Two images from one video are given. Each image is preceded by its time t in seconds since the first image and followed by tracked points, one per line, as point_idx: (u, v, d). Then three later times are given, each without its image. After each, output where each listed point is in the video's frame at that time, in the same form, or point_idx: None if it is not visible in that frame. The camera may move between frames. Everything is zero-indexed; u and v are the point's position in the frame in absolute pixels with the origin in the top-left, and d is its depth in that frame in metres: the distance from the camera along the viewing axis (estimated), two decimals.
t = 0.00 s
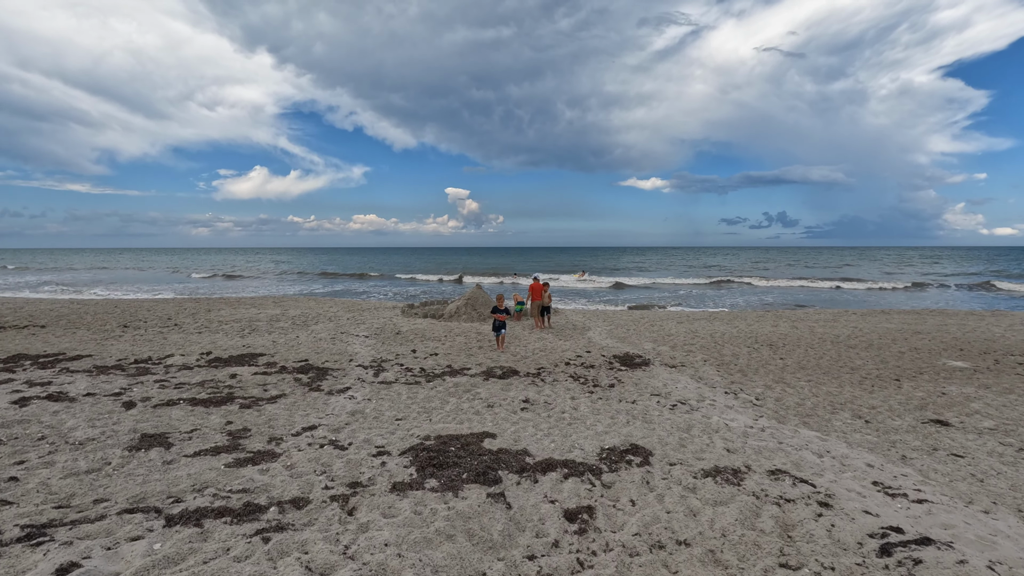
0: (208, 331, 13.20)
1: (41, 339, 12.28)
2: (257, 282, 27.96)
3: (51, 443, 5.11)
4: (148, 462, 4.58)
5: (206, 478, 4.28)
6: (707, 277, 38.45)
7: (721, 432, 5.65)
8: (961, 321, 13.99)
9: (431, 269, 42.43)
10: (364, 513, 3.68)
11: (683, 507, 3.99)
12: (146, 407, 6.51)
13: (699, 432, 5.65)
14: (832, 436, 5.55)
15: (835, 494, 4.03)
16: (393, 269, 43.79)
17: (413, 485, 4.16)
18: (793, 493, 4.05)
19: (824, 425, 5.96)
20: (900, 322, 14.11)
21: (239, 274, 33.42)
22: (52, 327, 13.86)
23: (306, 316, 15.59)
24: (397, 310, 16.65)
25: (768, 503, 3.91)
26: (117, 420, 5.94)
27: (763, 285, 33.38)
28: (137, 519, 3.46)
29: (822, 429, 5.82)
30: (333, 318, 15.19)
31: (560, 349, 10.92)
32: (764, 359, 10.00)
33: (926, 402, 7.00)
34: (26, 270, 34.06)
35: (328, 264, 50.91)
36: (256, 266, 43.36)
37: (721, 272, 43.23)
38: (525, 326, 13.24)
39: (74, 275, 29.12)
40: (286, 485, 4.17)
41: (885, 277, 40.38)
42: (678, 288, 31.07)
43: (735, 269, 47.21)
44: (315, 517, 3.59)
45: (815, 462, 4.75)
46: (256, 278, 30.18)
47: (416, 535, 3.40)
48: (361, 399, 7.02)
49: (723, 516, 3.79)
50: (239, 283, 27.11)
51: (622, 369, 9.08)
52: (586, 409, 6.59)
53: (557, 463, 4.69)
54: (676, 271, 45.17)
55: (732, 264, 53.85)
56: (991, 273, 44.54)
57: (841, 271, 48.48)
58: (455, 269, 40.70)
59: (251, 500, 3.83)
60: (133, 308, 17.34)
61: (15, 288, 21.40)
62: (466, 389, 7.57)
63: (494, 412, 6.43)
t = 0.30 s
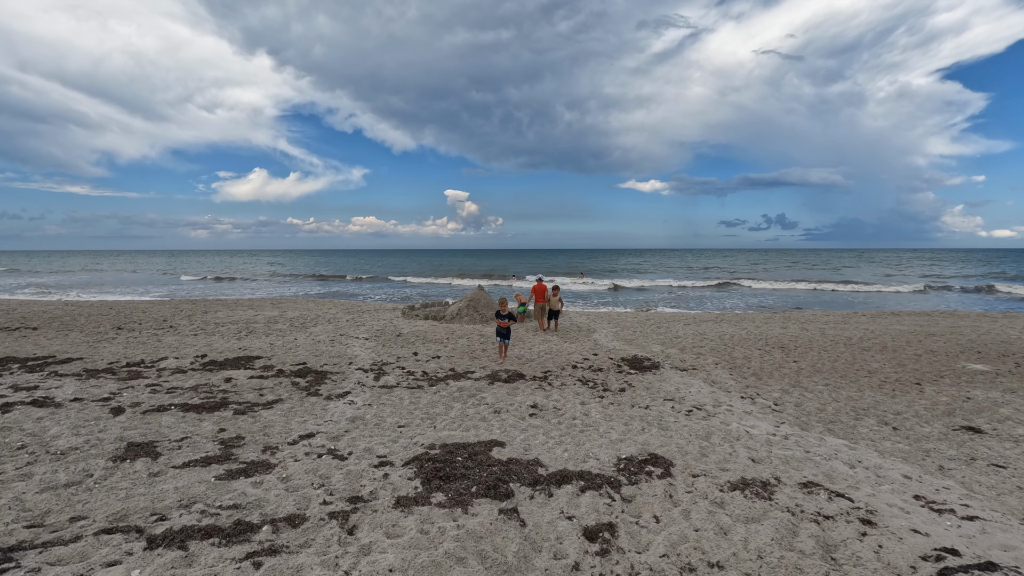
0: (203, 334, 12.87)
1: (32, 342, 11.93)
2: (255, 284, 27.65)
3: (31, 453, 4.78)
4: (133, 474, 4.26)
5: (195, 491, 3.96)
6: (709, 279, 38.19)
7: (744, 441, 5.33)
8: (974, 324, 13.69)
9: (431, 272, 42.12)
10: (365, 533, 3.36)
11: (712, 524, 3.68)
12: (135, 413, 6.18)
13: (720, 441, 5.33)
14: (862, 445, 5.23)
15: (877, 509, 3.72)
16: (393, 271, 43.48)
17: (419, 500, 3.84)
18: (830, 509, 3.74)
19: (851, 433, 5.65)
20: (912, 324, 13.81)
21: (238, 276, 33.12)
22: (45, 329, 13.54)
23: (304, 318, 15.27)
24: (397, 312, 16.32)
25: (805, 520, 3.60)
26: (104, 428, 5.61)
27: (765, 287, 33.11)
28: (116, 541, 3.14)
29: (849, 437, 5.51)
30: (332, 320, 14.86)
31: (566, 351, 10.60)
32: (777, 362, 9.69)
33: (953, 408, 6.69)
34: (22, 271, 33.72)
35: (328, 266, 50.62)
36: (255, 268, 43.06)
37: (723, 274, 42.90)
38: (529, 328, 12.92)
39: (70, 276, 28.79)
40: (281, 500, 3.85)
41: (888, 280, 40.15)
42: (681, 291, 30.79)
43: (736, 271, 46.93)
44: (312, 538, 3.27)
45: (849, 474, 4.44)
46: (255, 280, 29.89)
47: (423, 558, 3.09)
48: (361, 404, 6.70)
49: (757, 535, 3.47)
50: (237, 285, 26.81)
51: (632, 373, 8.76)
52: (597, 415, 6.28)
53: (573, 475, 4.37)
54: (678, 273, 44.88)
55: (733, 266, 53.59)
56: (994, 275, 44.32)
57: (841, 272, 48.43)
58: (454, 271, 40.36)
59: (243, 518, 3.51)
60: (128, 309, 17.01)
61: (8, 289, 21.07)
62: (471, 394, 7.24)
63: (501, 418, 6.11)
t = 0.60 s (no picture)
0: (203, 335, 12.57)
1: (27, 343, 11.65)
2: (256, 284, 27.38)
3: (15, 465, 4.47)
4: (122, 490, 3.95)
5: (188, 510, 3.65)
6: (714, 280, 37.79)
7: (775, 452, 5.01)
8: (992, 325, 13.35)
9: (433, 272, 41.81)
10: (375, 560, 3.05)
11: (754, 547, 3.36)
12: (129, 421, 5.87)
13: (749, 452, 5.01)
14: (900, 457, 4.91)
15: (934, 533, 3.40)
16: (395, 272, 43.21)
17: (432, 520, 3.53)
18: (883, 532, 3.42)
19: (887, 443, 5.32)
20: (928, 326, 13.46)
21: (240, 276, 32.88)
22: (41, 330, 13.25)
23: (306, 319, 14.96)
24: (401, 313, 16.02)
25: (857, 544, 3.28)
26: (94, 436, 5.30)
27: (771, 288, 32.72)
28: (98, 570, 2.83)
29: (886, 448, 5.18)
30: (335, 321, 14.55)
31: (576, 354, 10.28)
32: (795, 365, 9.37)
33: (989, 415, 6.36)
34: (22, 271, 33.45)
35: (330, 266, 50.35)
36: (256, 269, 42.86)
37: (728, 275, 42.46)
38: (536, 330, 12.60)
39: (70, 276, 28.56)
40: (282, 520, 3.54)
41: (894, 280, 39.75)
42: (686, 292, 30.40)
43: (741, 271, 46.53)
44: (316, 566, 2.95)
45: (894, 490, 4.12)
46: (257, 280, 29.57)
47: None
48: (366, 411, 6.38)
49: (806, 561, 3.15)
50: (238, 285, 26.56)
51: (647, 377, 8.43)
52: (615, 423, 5.96)
53: (596, 491, 4.06)
54: (681, 274, 44.51)
55: (738, 267, 53.17)
56: (1000, 275, 43.97)
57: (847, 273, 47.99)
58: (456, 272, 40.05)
59: (240, 542, 3.20)
60: (127, 310, 16.72)
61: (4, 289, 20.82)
62: (481, 400, 6.93)
63: (514, 426, 5.79)
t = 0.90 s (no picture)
0: (200, 334, 12.28)
1: (19, 343, 11.35)
2: (255, 284, 27.03)
3: None
4: (108, 502, 3.67)
5: (178, 524, 3.37)
6: (717, 280, 37.45)
7: (803, 459, 4.73)
8: (1006, 324, 13.07)
9: (433, 271, 41.52)
10: None
11: (794, 566, 3.08)
12: (119, 425, 5.58)
13: (776, 459, 4.72)
14: (937, 464, 4.63)
15: (991, 553, 3.12)
16: (395, 271, 42.88)
17: (443, 537, 3.25)
18: (935, 551, 3.14)
19: (919, 449, 5.05)
20: (941, 325, 13.18)
21: (238, 275, 32.52)
22: (34, 330, 12.94)
23: (305, 318, 14.65)
24: (402, 312, 15.74)
25: (908, 565, 3.01)
26: (82, 442, 5.01)
27: (775, 288, 32.40)
28: None
29: (919, 454, 4.90)
30: (335, 320, 14.24)
31: (583, 354, 9.99)
32: (809, 365, 9.09)
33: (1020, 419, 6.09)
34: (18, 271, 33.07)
35: (329, 265, 49.98)
36: (256, 268, 42.54)
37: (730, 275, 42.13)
38: (541, 329, 12.32)
39: (67, 276, 28.19)
40: (280, 536, 3.26)
41: (897, 280, 39.47)
42: (689, 292, 30.10)
43: (743, 271, 46.24)
44: None
45: (938, 502, 3.84)
46: (256, 279, 29.21)
47: None
48: (368, 414, 6.09)
49: None
50: (237, 284, 26.24)
51: (658, 378, 8.15)
52: (630, 427, 5.68)
53: (618, 502, 3.77)
54: (683, 273, 44.15)
55: (739, 266, 52.87)
56: (1003, 275, 43.72)
57: (850, 272, 47.69)
58: (457, 271, 39.74)
59: (234, 563, 2.92)
60: (123, 309, 16.40)
61: None
62: (488, 402, 6.64)
63: (524, 430, 5.51)
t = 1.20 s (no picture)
0: (193, 334, 11.94)
1: (5, 343, 10.98)
2: (250, 283, 26.62)
3: None
4: (85, 516, 3.35)
5: (161, 541, 3.06)
6: (717, 279, 37.20)
7: (832, 465, 4.44)
8: (1018, 323, 12.83)
9: (432, 271, 41.23)
10: None
11: None
12: (104, 429, 5.26)
13: (804, 466, 4.44)
14: (976, 470, 4.35)
15: None
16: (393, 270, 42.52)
17: (453, 556, 2.95)
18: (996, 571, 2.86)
19: (953, 454, 4.77)
20: (952, 323, 12.92)
21: (234, 275, 32.08)
22: (23, 329, 12.57)
23: (302, 317, 14.30)
24: (401, 311, 15.43)
25: None
26: (62, 448, 4.69)
27: (775, 287, 32.18)
28: None
29: (954, 460, 4.63)
30: (332, 320, 13.90)
31: (589, 354, 9.69)
32: (823, 365, 8.81)
33: None
34: (10, 271, 32.61)
35: (325, 265, 49.53)
36: (252, 268, 42.15)
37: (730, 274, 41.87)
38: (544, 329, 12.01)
39: (59, 276, 27.70)
40: (272, 555, 2.95)
41: (898, 279, 39.27)
42: (689, 291, 29.84)
43: (742, 270, 46.04)
44: None
45: (987, 513, 3.56)
46: (251, 279, 28.76)
47: None
48: (368, 417, 5.78)
49: None
50: (232, 283, 25.87)
51: (669, 379, 7.86)
52: (645, 430, 5.39)
53: (641, 514, 3.48)
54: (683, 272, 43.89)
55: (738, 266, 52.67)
56: (1003, 274, 43.59)
57: (850, 271, 47.51)
58: (455, 270, 39.40)
59: None
60: (115, 309, 16.01)
61: None
62: (494, 405, 6.34)
63: (534, 434, 5.21)
